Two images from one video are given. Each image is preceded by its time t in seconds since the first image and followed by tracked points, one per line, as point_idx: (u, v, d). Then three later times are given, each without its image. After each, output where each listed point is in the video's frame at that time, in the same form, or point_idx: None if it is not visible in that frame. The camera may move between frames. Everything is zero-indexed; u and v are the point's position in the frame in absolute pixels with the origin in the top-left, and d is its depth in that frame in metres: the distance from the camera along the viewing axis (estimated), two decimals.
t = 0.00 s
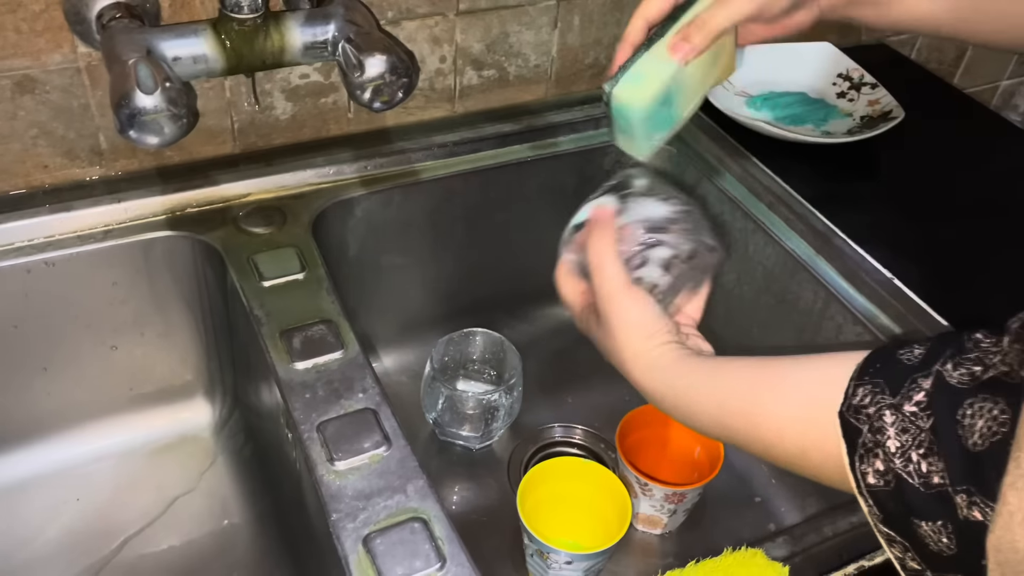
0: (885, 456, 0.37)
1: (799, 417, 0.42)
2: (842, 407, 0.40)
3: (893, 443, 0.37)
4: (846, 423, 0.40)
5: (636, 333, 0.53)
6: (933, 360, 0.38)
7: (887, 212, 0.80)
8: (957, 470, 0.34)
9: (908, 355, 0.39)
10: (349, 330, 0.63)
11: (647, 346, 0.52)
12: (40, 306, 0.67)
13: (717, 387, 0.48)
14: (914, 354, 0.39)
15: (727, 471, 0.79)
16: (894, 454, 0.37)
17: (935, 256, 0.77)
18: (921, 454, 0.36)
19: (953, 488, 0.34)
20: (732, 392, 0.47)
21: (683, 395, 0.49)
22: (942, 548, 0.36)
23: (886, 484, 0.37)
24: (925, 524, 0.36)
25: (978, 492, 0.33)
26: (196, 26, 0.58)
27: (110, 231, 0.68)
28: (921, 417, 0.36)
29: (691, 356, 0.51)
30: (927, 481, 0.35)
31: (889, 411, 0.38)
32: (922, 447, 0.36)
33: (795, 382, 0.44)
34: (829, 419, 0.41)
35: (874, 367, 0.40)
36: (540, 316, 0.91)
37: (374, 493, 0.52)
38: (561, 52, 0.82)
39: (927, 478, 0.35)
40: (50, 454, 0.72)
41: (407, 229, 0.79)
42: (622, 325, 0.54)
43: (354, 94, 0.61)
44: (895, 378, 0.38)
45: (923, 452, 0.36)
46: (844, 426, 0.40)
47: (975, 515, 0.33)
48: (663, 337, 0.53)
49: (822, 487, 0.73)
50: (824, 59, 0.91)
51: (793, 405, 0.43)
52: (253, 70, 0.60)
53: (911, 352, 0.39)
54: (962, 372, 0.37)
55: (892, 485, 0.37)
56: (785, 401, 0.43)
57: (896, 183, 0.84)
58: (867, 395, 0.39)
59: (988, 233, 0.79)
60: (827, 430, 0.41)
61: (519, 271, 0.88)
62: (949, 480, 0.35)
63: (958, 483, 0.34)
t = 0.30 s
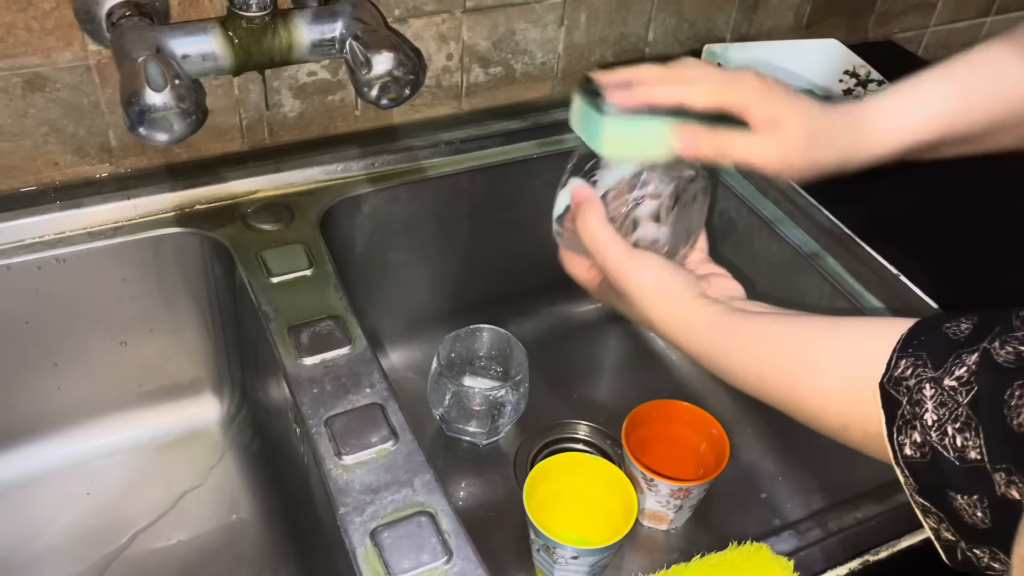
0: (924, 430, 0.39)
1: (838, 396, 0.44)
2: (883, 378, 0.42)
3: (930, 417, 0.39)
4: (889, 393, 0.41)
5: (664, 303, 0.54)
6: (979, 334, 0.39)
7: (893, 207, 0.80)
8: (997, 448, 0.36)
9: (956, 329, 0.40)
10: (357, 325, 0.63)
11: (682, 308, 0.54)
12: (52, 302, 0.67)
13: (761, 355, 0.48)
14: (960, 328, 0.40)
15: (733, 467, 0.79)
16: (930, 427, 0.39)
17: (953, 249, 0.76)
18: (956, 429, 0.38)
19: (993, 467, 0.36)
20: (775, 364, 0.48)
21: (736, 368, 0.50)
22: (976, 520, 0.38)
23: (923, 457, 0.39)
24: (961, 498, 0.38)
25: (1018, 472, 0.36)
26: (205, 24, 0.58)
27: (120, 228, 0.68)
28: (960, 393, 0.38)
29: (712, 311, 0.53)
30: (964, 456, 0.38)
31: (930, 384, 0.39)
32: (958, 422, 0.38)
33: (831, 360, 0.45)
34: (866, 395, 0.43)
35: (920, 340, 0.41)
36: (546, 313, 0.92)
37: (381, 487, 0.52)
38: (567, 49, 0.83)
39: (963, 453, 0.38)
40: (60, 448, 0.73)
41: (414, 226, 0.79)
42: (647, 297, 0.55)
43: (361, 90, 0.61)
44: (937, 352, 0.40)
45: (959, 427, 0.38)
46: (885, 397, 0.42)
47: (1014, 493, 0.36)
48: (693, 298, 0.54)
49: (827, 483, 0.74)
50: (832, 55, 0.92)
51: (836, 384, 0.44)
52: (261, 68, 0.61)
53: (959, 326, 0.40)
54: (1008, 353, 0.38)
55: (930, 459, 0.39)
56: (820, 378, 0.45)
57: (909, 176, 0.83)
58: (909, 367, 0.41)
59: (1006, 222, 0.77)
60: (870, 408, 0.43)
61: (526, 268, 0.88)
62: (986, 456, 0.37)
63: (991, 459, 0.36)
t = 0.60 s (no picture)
0: (936, 430, 0.37)
1: (849, 391, 0.43)
2: (895, 375, 0.40)
3: (945, 417, 0.37)
4: (901, 390, 0.40)
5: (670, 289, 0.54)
6: (999, 332, 0.37)
7: (898, 207, 0.81)
8: (1015, 452, 0.34)
9: (973, 326, 0.38)
10: (361, 323, 0.63)
11: (686, 293, 0.53)
12: (58, 300, 0.68)
13: (770, 343, 0.48)
14: (978, 325, 0.38)
15: (738, 465, 0.79)
16: (944, 428, 0.37)
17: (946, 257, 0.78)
18: (971, 431, 0.36)
19: (1009, 472, 0.35)
20: (783, 356, 0.47)
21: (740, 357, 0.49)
22: (989, 525, 0.36)
23: (934, 457, 0.37)
24: (973, 501, 0.37)
25: None
26: (210, 23, 0.58)
27: (125, 226, 0.69)
28: (977, 395, 0.36)
29: (719, 300, 0.52)
30: (978, 459, 0.36)
31: (945, 384, 0.37)
32: (973, 424, 0.36)
33: (842, 353, 0.44)
34: (878, 392, 0.42)
35: (936, 337, 0.39)
36: (550, 310, 0.92)
37: (386, 485, 0.52)
38: (571, 47, 0.83)
39: (977, 456, 0.36)
40: (66, 446, 0.73)
41: (419, 223, 0.79)
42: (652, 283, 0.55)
43: (366, 89, 0.61)
44: (955, 351, 0.38)
45: (973, 428, 0.36)
46: (898, 395, 0.40)
47: None
48: (699, 284, 0.54)
49: (831, 480, 0.74)
50: (836, 53, 0.91)
51: (846, 379, 0.43)
52: (266, 66, 0.61)
53: (977, 325, 0.38)
54: None
55: (941, 459, 0.37)
56: (831, 372, 0.44)
57: (915, 178, 0.83)
58: (924, 364, 0.39)
59: (999, 231, 0.79)
60: (881, 405, 0.41)
61: (530, 266, 0.88)
62: (1001, 461, 0.35)
63: (1008, 465, 0.35)
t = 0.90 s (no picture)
0: (948, 409, 0.35)
1: (860, 362, 0.40)
2: (911, 351, 0.37)
3: (958, 398, 0.34)
4: (915, 366, 0.37)
5: (675, 260, 0.51)
6: None
7: (902, 206, 0.81)
8: None
9: (996, 310, 0.35)
10: (365, 322, 0.63)
11: (697, 272, 0.50)
12: (61, 299, 0.68)
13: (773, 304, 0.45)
14: (1001, 309, 0.35)
15: (742, 463, 0.79)
16: (957, 408, 0.34)
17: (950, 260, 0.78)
18: (984, 413, 0.33)
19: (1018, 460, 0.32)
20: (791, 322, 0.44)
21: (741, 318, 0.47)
22: (992, 508, 0.34)
23: (943, 436, 0.35)
24: (978, 482, 0.34)
25: None
26: (212, 21, 0.58)
27: (128, 225, 0.69)
28: (995, 378, 0.33)
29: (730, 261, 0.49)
30: (988, 443, 0.33)
31: (964, 365, 0.34)
32: (988, 407, 0.33)
33: (855, 325, 0.41)
34: (893, 370, 0.38)
35: (960, 317, 0.36)
36: (554, 308, 0.92)
37: (389, 484, 0.52)
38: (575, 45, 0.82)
39: (987, 440, 0.33)
40: (69, 445, 0.73)
41: (422, 222, 0.79)
42: (655, 257, 0.52)
43: (368, 87, 0.61)
44: (977, 334, 0.34)
45: (990, 412, 0.33)
46: (910, 371, 0.37)
47: None
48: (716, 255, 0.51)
49: (836, 479, 0.73)
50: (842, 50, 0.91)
51: (858, 352, 0.40)
52: (269, 64, 0.61)
53: (998, 310, 0.34)
54: None
55: (950, 439, 0.35)
56: (842, 341, 0.41)
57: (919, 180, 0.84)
58: (943, 343, 0.36)
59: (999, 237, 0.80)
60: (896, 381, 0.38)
61: (534, 264, 0.88)
62: (1013, 448, 0.32)
63: (1020, 453, 0.32)
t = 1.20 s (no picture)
0: (981, 444, 0.34)
1: (886, 396, 0.40)
2: (939, 384, 0.37)
3: (992, 433, 0.33)
4: (944, 399, 0.36)
5: (704, 261, 0.52)
6: None
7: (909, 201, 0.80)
8: None
9: None
10: (364, 323, 0.63)
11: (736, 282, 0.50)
12: (60, 300, 0.67)
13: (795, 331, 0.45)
14: None
15: (745, 464, 0.78)
16: (991, 444, 0.33)
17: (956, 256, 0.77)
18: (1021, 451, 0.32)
19: None
20: (815, 354, 0.44)
21: (760, 345, 0.47)
22: None
23: (976, 473, 0.34)
24: (1014, 523, 0.33)
25: None
26: (210, 21, 0.58)
27: (127, 226, 0.68)
28: None
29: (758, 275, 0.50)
30: None
31: (998, 399, 0.34)
32: None
33: (880, 358, 0.41)
34: (915, 402, 0.39)
35: (991, 349, 0.35)
36: (555, 308, 0.91)
37: (389, 487, 0.52)
38: (576, 43, 0.82)
39: None
40: (70, 447, 0.73)
41: (423, 221, 0.79)
42: (684, 254, 0.53)
43: (368, 87, 0.61)
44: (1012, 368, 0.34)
45: None
46: (939, 405, 0.37)
47: None
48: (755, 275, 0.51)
49: (839, 480, 0.73)
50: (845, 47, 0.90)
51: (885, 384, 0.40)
52: (267, 64, 0.61)
53: None
54: None
55: (984, 476, 0.34)
56: (867, 376, 0.41)
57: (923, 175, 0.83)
58: (975, 376, 0.35)
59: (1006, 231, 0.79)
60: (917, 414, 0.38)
61: (535, 263, 0.88)
62: None
63: None
